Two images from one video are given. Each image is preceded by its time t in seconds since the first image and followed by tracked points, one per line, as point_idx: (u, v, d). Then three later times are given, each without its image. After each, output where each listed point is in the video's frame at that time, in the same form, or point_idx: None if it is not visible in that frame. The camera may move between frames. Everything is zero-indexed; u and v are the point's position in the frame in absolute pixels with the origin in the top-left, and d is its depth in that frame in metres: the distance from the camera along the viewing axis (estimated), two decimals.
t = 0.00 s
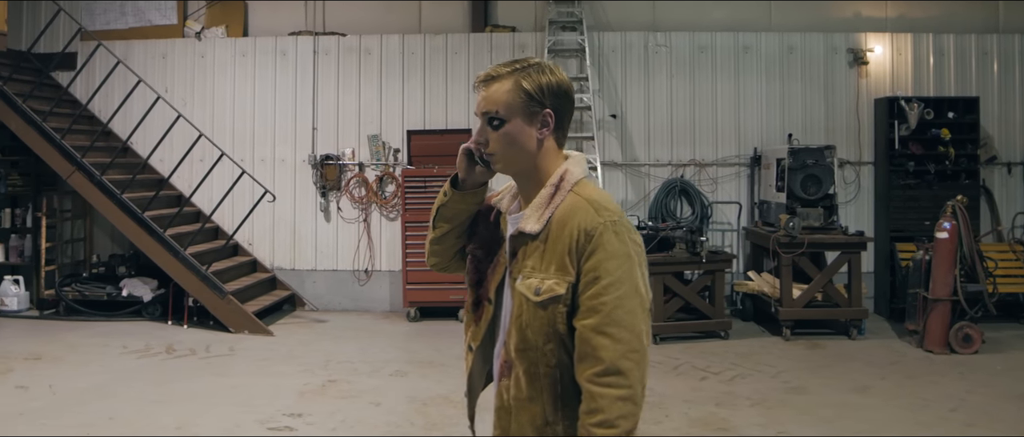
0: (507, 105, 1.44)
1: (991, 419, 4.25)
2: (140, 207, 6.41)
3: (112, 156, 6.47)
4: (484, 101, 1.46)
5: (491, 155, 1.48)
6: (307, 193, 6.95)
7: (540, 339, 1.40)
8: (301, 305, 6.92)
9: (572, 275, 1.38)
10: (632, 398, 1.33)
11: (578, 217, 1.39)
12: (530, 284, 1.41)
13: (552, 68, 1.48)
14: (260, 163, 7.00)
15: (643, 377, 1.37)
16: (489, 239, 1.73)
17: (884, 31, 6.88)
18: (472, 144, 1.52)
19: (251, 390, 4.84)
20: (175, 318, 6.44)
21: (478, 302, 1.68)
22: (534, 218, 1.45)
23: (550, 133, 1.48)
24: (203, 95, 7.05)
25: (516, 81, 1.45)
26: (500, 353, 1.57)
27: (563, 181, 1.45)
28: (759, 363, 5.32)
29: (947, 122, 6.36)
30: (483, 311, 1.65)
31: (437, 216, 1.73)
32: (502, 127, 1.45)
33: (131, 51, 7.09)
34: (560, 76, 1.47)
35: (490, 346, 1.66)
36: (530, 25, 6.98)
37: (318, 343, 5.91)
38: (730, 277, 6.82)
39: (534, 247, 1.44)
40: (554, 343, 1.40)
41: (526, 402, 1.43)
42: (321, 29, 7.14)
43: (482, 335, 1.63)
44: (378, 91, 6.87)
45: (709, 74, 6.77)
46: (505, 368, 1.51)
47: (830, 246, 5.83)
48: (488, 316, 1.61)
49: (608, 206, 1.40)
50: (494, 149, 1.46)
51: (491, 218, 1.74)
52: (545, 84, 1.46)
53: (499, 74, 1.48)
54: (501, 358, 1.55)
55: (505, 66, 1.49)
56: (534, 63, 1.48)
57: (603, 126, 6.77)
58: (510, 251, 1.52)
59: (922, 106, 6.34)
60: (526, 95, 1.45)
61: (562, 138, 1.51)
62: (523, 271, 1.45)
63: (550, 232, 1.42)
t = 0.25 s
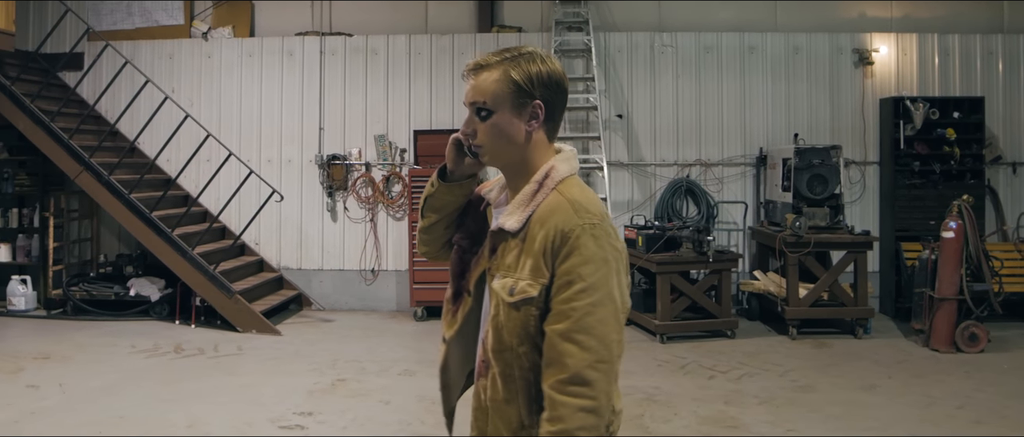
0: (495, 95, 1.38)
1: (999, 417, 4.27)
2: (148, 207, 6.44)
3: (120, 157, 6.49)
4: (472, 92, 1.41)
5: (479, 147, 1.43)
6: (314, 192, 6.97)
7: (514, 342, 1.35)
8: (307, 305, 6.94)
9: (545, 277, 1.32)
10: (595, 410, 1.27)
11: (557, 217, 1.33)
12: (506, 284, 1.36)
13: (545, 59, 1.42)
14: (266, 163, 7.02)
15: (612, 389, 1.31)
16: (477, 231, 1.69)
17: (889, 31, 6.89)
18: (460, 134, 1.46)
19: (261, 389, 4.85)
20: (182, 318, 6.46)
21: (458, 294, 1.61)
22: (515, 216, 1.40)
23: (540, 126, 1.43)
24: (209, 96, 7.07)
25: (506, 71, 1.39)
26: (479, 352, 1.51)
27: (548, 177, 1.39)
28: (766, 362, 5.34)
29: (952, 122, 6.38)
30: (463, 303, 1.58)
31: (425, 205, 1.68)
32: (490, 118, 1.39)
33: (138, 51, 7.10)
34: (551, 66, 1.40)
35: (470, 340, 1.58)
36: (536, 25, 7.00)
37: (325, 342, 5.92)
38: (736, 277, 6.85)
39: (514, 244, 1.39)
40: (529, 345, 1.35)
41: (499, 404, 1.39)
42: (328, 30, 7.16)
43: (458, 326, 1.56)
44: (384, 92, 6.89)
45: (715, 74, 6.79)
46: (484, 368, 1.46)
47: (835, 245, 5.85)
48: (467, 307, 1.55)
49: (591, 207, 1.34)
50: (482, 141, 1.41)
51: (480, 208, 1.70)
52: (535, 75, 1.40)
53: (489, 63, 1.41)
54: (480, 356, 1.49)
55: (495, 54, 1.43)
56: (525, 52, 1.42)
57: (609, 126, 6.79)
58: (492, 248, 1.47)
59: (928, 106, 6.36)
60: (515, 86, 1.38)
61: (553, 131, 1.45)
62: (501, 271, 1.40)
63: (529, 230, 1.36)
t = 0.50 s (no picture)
0: (487, 90, 1.34)
1: (1007, 416, 4.29)
2: (156, 206, 6.46)
3: (129, 156, 6.52)
4: (466, 86, 1.37)
5: (472, 143, 1.39)
6: (321, 191, 6.99)
7: (503, 340, 1.34)
8: (314, 304, 6.96)
9: (528, 274, 1.28)
10: (561, 409, 1.20)
11: (542, 214, 1.27)
12: (493, 282, 1.33)
13: (539, 53, 1.36)
14: (274, 163, 7.04)
15: (586, 390, 1.24)
16: (472, 229, 1.67)
17: (894, 31, 6.92)
18: (454, 130, 1.42)
19: (271, 388, 4.87)
20: (190, 317, 6.48)
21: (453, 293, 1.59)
22: (505, 214, 1.37)
23: (533, 121, 1.37)
24: (217, 96, 7.09)
25: (498, 66, 1.34)
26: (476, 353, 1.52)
27: (537, 175, 1.34)
28: (774, 360, 5.36)
29: (958, 122, 6.40)
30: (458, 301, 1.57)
31: (423, 203, 1.66)
32: (483, 113, 1.35)
33: (145, 51, 7.13)
34: (546, 61, 1.35)
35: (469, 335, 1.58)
36: (543, 25, 7.02)
37: (333, 341, 5.94)
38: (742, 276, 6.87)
39: (503, 243, 1.36)
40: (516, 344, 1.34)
41: (493, 401, 1.40)
42: (335, 30, 7.18)
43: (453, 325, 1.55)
44: (392, 92, 6.91)
45: (721, 74, 6.81)
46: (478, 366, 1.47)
47: (842, 245, 5.87)
48: (461, 305, 1.55)
49: (579, 205, 1.28)
50: (475, 137, 1.37)
51: (476, 206, 1.69)
52: (529, 70, 1.34)
53: (482, 57, 1.37)
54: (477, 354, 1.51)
55: (489, 48, 1.37)
56: (520, 46, 1.36)
57: (616, 125, 6.82)
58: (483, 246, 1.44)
59: (933, 106, 6.39)
60: (507, 81, 1.33)
61: (547, 127, 1.39)
62: (491, 269, 1.38)
63: (517, 227, 1.32)
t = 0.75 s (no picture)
0: (487, 89, 1.33)
1: (1017, 413, 4.32)
2: (166, 205, 6.49)
3: (138, 156, 6.54)
4: (466, 86, 1.36)
5: (471, 143, 1.38)
6: (329, 191, 7.00)
7: (505, 339, 1.36)
8: (322, 303, 6.98)
9: (527, 273, 1.28)
10: (560, 403, 1.21)
11: (539, 213, 1.27)
12: (493, 282, 1.34)
13: (538, 54, 1.35)
14: (281, 162, 7.06)
15: (587, 384, 1.24)
16: (472, 232, 1.68)
17: (900, 31, 6.94)
18: (454, 131, 1.41)
19: (284, 386, 4.89)
20: (199, 316, 6.50)
21: (458, 296, 1.62)
22: (503, 214, 1.37)
23: (531, 121, 1.36)
24: (224, 96, 7.11)
25: (498, 66, 1.33)
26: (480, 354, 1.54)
27: (534, 175, 1.34)
28: (782, 359, 5.39)
29: (964, 121, 6.42)
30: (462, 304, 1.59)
31: (421, 208, 1.67)
32: (482, 113, 1.34)
33: (153, 51, 7.14)
34: (545, 62, 1.34)
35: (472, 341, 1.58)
36: (550, 25, 7.05)
37: (342, 340, 5.96)
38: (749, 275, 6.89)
39: (502, 243, 1.37)
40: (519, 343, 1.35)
41: (501, 401, 1.42)
42: (342, 30, 7.20)
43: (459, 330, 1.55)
44: (399, 91, 6.93)
45: (727, 74, 6.83)
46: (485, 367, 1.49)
47: (850, 244, 5.90)
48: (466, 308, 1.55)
49: (575, 203, 1.28)
50: (473, 137, 1.36)
51: (475, 208, 1.69)
52: (529, 71, 1.34)
53: (481, 57, 1.36)
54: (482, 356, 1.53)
55: (488, 49, 1.37)
56: (519, 47, 1.36)
57: (622, 125, 6.84)
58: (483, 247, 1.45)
59: (939, 106, 6.41)
60: (507, 81, 1.33)
61: (545, 127, 1.39)
62: (492, 269, 1.38)
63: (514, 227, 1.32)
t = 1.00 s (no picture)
0: (478, 98, 1.31)
1: None
2: (175, 205, 6.52)
3: (147, 155, 6.56)
4: (455, 95, 1.34)
5: (462, 151, 1.36)
6: (337, 190, 7.03)
7: (507, 339, 1.35)
8: (330, 303, 7.00)
9: (531, 273, 1.31)
10: (577, 400, 1.25)
11: (540, 215, 1.30)
12: (493, 284, 1.35)
13: (527, 62, 1.35)
14: (289, 162, 7.08)
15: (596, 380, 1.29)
16: (462, 239, 1.55)
17: (906, 30, 6.96)
18: (443, 140, 1.38)
19: (295, 385, 4.92)
20: (208, 316, 6.53)
21: (446, 301, 1.52)
22: (500, 217, 1.37)
23: (522, 128, 1.35)
24: (232, 96, 7.13)
25: (488, 75, 1.33)
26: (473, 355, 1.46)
27: (530, 179, 1.35)
28: (791, 358, 5.41)
29: (970, 121, 6.44)
30: (452, 310, 1.50)
31: (409, 214, 1.53)
32: (473, 121, 1.32)
33: (161, 51, 7.16)
34: (535, 70, 1.34)
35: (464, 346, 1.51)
36: (557, 25, 7.07)
37: (351, 339, 5.98)
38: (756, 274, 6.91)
39: (499, 246, 1.37)
40: (520, 343, 1.35)
41: (500, 402, 1.38)
42: (350, 30, 7.23)
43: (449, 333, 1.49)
44: (407, 91, 6.94)
45: (734, 74, 6.85)
46: (478, 369, 1.42)
47: (857, 243, 5.91)
48: (457, 313, 1.48)
49: (574, 204, 1.31)
50: (464, 145, 1.34)
51: (465, 215, 1.55)
52: (519, 79, 1.33)
53: (471, 67, 1.35)
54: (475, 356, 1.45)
55: (477, 59, 1.36)
56: (510, 57, 1.35)
57: (630, 124, 6.86)
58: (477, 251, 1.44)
59: (946, 105, 6.44)
60: (497, 90, 1.32)
61: (536, 134, 1.38)
62: (488, 271, 1.39)
63: (514, 230, 1.34)
